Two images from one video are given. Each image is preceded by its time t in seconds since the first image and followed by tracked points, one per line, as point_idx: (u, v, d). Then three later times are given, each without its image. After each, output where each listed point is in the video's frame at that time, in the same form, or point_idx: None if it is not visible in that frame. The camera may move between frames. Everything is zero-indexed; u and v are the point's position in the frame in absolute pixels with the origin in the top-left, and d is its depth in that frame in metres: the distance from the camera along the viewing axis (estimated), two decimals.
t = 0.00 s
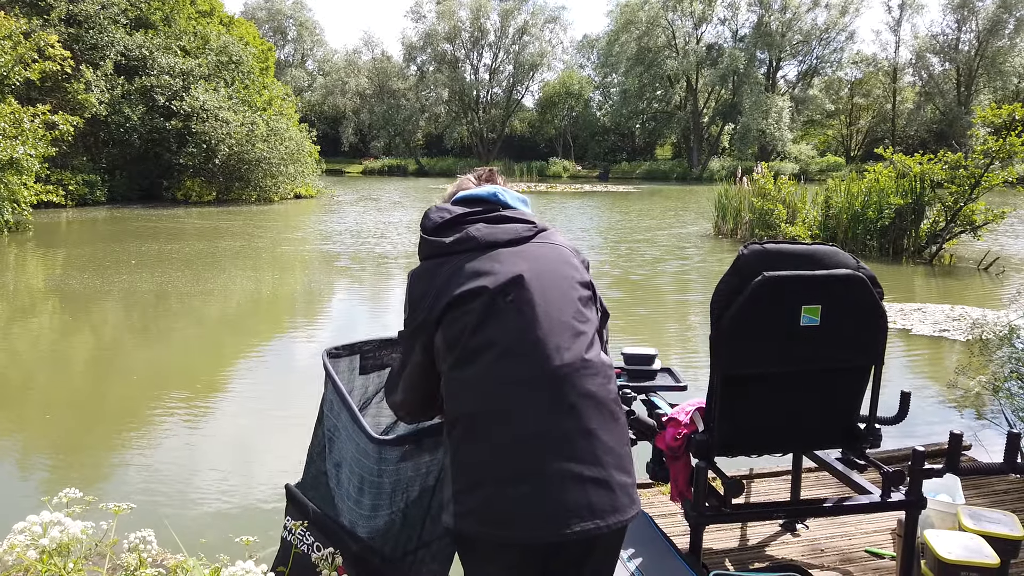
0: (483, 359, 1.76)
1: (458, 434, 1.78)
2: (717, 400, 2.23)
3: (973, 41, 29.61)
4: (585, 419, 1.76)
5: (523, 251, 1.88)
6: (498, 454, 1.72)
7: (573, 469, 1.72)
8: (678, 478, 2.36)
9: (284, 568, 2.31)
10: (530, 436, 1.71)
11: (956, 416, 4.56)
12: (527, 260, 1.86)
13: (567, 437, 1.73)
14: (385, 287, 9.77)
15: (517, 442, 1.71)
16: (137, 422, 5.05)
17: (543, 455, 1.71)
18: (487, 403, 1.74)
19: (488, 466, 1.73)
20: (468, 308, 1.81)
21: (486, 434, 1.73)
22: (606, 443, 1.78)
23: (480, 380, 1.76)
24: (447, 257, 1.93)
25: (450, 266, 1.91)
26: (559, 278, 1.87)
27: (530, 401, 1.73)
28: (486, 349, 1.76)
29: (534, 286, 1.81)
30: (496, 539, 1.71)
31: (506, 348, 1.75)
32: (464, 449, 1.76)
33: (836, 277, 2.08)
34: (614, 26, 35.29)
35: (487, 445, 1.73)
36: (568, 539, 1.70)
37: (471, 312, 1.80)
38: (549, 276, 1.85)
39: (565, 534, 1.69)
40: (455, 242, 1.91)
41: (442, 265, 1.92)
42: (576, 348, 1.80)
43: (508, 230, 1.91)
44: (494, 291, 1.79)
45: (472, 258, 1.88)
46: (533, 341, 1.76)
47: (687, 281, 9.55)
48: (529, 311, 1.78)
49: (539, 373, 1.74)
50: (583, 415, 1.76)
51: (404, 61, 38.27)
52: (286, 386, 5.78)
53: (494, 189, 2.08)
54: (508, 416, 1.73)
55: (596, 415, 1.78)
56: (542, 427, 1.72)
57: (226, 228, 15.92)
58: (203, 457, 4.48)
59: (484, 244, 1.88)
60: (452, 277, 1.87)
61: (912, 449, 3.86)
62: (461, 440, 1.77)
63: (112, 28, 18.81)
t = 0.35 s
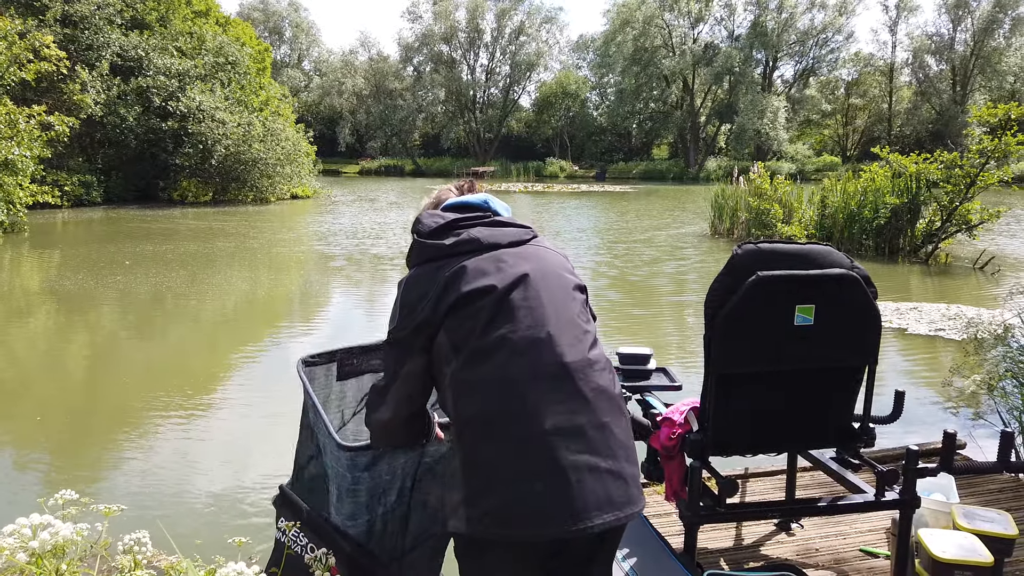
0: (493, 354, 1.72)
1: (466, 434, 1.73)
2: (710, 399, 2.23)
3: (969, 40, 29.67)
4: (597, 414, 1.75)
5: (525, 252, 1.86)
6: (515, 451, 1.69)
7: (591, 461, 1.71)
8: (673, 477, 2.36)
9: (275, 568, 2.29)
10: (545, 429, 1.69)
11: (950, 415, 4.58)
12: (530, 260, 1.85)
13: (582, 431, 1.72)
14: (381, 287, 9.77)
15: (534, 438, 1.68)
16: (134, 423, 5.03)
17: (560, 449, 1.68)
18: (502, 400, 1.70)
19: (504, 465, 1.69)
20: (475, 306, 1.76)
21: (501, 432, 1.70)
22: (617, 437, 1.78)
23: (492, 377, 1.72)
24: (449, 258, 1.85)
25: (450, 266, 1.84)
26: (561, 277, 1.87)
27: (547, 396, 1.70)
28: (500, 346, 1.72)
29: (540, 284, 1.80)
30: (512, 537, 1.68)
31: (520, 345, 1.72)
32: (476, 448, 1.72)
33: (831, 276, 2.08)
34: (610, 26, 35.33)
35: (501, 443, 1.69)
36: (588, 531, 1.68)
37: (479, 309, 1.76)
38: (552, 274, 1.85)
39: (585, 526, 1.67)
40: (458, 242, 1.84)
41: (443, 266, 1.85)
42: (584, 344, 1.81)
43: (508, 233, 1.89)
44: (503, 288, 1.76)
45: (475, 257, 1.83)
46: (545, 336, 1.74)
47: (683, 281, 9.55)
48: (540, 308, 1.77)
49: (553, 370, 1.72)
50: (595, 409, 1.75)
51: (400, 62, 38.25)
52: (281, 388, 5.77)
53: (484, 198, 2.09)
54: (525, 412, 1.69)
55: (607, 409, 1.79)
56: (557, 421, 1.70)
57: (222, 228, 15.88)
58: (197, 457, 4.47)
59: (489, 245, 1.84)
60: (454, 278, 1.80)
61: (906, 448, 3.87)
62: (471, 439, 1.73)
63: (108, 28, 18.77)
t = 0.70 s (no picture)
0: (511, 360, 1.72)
1: (484, 437, 1.72)
2: (709, 405, 2.23)
3: (968, 40, 29.69)
4: (614, 421, 1.76)
5: (539, 258, 1.87)
6: (535, 456, 1.68)
7: (609, 466, 1.72)
8: (671, 484, 2.38)
9: None
10: (565, 435, 1.69)
11: (950, 419, 4.57)
12: (545, 267, 1.85)
13: (600, 437, 1.73)
14: (380, 289, 9.77)
15: (554, 444, 1.68)
16: (132, 425, 5.03)
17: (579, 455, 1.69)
18: (518, 406, 1.70)
19: (522, 472, 1.69)
20: (491, 311, 1.75)
21: (519, 437, 1.69)
22: (633, 445, 1.78)
23: (509, 384, 1.71)
24: (462, 263, 1.82)
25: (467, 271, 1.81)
26: (574, 286, 1.88)
27: (565, 402, 1.71)
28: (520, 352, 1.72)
29: (556, 291, 1.81)
30: (528, 540, 1.68)
31: (538, 350, 1.73)
32: (493, 454, 1.71)
33: (831, 284, 2.08)
34: (610, 26, 35.35)
35: (519, 448, 1.69)
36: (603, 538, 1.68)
37: (496, 315, 1.75)
38: (567, 282, 1.86)
39: (603, 532, 1.67)
40: (473, 248, 1.82)
41: (458, 270, 1.81)
42: (600, 352, 1.82)
43: (522, 240, 1.88)
44: (521, 294, 1.76)
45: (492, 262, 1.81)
46: (562, 342, 1.75)
47: (683, 283, 9.55)
48: (557, 316, 1.78)
49: (572, 376, 1.73)
50: (612, 416, 1.76)
51: (400, 62, 38.26)
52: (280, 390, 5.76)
53: (496, 203, 2.08)
54: (545, 417, 1.69)
55: (624, 415, 1.79)
56: (576, 427, 1.71)
57: (222, 229, 15.87)
58: (196, 460, 4.47)
59: (505, 250, 1.82)
60: (470, 283, 1.78)
61: (905, 452, 3.87)
62: (488, 444, 1.72)
63: (107, 29, 18.77)
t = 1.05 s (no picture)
0: (502, 358, 1.72)
1: (477, 434, 1.71)
2: (705, 404, 2.23)
3: (970, 40, 29.68)
4: (606, 414, 1.78)
5: (524, 258, 1.89)
6: (528, 451, 1.68)
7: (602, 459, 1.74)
8: (667, 483, 2.39)
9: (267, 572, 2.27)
10: (560, 429, 1.70)
11: (951, 419, 4.55)
12: (529, 267, 1.87)
13: (594, 430, 1.75)
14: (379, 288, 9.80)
15: (547, 440, 1.68)
16: (132, 425, 5.04)
17: (572, 448, 1.70)
18: (512, 402, 1.69)
19: (515, 468, 1.68)
20: (480, 311, 1.76)
21: (512, 433, 1.69)
22: (623, 438, 1.80)
23: (503, 381, 1.70)
24: (448, 267, 1.84)
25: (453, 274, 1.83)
26: (559, 286, 1.90)
27: (557, 396, 1.72)
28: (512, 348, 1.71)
29: (542, 289, 1.83)
30: (526, 533, 1.67)
31: (529, 346, 1.73)
32: (486, 451, 1.70)
33: (824, 282, 2.08)
34: (611, 26, 35.39)
35: (513, 443, 1.68)
36: (597, 531, 1.70)
37: (484, 315, 1.76)
38: (552, 281, 1.89)
39: (597, 524, 1.68)
40: (454, 253, 1.84)
41: (443, 272, 1.83)
42: (587, 348, 1.84)
43: (504, 243, 1.90)
44: (509, 292, 1.78)
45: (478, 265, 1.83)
46: (552, 340, 1.77)
47: (682, 283, 9.56)
48: (544, 312, 1.79)
49: (563, 371, 1.75)
50: (604, 409, 1.78)
51: (400, 63, 38.29)
52: (275, 390, 5.73)
53: (475, 210, 2.08)
54: (538, 411, 1.69)
55: (613, 409, 1.82)
56: (569, 421, 1.72)
57: (222, 229, 15.89)
58: (196, 460, 4.47)
59: (489, 251, 1.86)
60: (457, 285, 1.79)
61: (903, 451, 3.86)
62: (481, 440, 1.71)
63: (107, 30, 18.76)
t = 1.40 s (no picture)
0: (448, 401, 1.70)
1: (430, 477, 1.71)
2: (693, 408, 2.23)
3: (970, 40, 29.71)
4: (561, 448, 1.72)
5: (474, 303, 1.86)
6: (476, 494, 1.65)
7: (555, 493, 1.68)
8: (655, 487, 2.38)
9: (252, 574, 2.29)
10: (508, 470, 1.65)
11: (947, 421, 4.53)
12: (481, 309, 1.84)
13: (547, 466, 1.69)
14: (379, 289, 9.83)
15: (495, 481, 1.64)
16: (128, 426, 5.04)
17: (521, 487, 1.65)
18: (456, 448, 1.68)
19: (465, 511, 1.67)
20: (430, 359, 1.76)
21: (459, 477, 1.67)
22: (583, 470, 1.74)
23: (448, 427, 1.68)
24: (400, 329, 1.87)
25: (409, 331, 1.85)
26: (514, 322, 1.85)
27: (503, 437, 1.67)
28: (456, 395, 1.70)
29: (488, 330, 1.79)
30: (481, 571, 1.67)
31: (473, 391, 1.70)
32: (438, 494, 1.69)
33: (810, 287, 2.09)
34: (612, 26, 35.47)
35: (461, 487, 1.67)
36: (554, 565, 1.66)
37: (431, 361, 1.77)
38: (504, 317, 1.85)
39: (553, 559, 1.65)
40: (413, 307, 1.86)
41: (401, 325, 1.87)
42: (540, 379, 1.78)
43: (455, 291, 1.88)
44: (455, 339, 1.76)
45: (429, 317, 1.83)
46: (499, 380, 1.72)
47: (681, 285, 9.57)
48: (490, 352, 1.75)
49: (507, 412, 1.70)
50: (558, 444, 1.72)
51: (400, 63, 38.38)
52: (269, 392, 5.72)
53: (433, 267, 2.07)
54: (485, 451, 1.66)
55: (570, 439, 1.75)
56: (518, 461, 1.66)
57: (222, 230, 15.91)
58: (191, 462, 4.47)
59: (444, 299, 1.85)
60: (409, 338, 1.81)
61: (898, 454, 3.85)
62: (433, 484, 1.70)
63: (105, 32, 18.77)
